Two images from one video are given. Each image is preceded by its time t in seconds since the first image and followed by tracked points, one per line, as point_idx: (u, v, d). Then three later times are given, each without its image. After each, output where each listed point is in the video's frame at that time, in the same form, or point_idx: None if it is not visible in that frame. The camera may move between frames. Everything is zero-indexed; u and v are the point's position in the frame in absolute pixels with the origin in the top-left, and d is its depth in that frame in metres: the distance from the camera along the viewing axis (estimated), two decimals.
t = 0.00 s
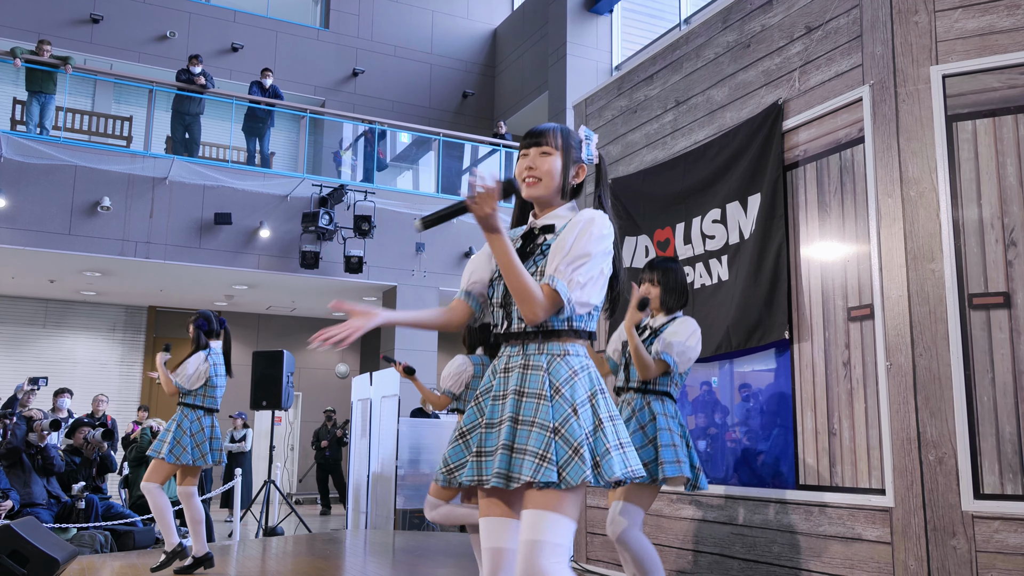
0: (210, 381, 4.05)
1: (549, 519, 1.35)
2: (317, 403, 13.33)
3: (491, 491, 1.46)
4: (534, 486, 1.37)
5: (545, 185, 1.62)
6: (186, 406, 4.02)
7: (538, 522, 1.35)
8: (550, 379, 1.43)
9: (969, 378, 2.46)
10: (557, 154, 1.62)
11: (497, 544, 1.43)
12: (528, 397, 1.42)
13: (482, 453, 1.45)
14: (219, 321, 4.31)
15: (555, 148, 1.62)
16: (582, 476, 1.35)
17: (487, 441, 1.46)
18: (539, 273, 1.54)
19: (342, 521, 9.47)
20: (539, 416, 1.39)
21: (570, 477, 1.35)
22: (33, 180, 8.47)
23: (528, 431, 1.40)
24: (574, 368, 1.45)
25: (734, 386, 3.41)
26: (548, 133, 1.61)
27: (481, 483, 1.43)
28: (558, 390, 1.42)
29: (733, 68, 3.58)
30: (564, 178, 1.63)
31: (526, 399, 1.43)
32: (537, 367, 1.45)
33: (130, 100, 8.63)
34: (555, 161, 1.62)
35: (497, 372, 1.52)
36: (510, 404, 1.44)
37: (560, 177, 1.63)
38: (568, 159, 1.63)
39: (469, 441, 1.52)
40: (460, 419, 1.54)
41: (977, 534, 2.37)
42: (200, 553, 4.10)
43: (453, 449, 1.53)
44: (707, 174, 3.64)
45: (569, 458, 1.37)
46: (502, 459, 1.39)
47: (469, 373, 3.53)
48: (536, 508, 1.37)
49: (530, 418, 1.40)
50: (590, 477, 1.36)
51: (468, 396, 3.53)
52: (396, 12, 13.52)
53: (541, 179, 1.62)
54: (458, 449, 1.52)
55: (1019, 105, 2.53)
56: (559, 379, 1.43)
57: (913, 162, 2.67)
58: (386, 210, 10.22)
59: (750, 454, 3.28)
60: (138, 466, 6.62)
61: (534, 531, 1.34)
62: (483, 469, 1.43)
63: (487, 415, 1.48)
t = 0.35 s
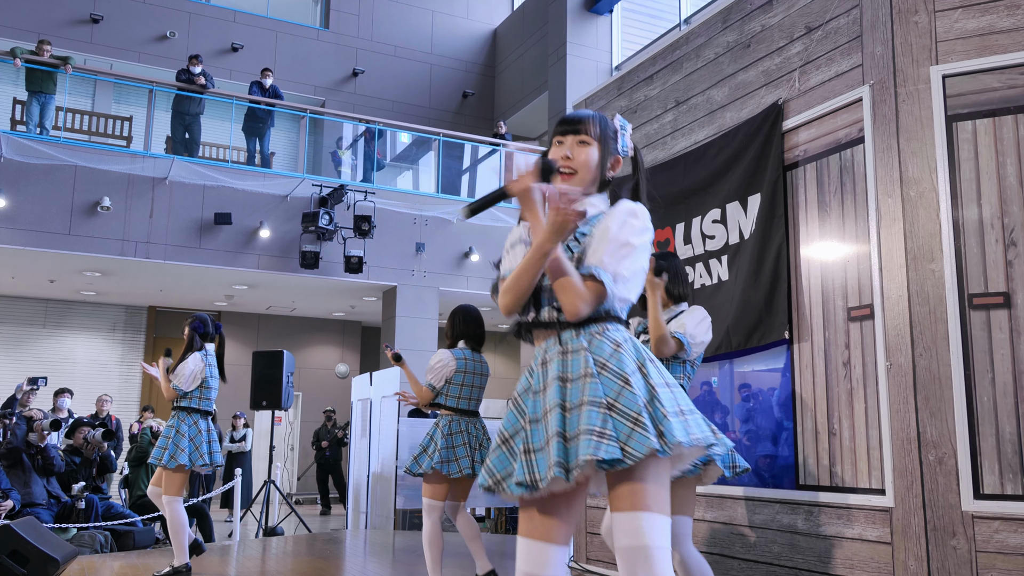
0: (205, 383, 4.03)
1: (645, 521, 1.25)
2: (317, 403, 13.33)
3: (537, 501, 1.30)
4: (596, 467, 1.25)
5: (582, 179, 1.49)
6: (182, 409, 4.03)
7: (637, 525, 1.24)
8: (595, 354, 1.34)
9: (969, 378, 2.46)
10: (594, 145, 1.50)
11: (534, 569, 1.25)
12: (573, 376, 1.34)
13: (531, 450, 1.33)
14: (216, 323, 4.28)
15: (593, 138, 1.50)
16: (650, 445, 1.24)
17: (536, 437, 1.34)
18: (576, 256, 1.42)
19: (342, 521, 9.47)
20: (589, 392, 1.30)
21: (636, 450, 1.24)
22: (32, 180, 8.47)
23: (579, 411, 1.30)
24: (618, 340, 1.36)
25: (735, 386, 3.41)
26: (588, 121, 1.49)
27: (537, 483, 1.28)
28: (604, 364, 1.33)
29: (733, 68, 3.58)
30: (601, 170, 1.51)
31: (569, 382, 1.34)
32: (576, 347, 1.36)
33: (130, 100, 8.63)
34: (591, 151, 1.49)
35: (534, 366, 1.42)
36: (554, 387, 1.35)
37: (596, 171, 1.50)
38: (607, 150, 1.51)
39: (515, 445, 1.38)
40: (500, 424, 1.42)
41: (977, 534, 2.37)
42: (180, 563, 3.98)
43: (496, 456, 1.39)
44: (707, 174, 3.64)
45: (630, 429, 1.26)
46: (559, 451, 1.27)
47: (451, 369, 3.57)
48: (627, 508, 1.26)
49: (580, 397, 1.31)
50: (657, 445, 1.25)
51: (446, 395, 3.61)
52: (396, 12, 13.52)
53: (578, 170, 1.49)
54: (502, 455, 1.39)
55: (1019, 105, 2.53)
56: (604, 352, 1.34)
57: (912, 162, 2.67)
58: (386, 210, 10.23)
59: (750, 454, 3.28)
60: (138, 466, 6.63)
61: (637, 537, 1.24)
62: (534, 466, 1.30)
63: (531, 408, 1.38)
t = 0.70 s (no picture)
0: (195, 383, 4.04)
1: (610, 540, 1.30)
2: (317, 403, 13.33)
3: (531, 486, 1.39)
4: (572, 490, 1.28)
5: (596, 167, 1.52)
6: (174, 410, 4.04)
7: (598, 545, 1.29)
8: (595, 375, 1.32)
9: (969, 378, 2.46)
10: (597, 132, 1.52)
11: (524, 543, 1.39)
12: (569, 394, 1.32)
13: (517, 449, 1.35)
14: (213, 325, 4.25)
15: (593, 126, 1.52)
16: (630, 487, 1.25)
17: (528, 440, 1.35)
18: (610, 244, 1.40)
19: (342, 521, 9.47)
20: (579, 416, 1.29)
21: (614, 487, 1.26)
22: (33, 180, 8.47)
23: (565, 431, 1.30)
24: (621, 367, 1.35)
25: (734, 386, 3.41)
26: (583, 111, 1.51)
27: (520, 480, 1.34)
28: (601, 390, 1.31)
29: (733, 68, 3.58)
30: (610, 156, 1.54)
31: (564, 394, 1.32)
32: (578, 362, 1.34)
33: (130, 100, 8.63)
34: (597, 140, 1.52)
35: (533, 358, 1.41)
36: (547, 401, 1.33)
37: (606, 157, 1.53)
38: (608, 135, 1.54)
39: (507, 433, 1.39)
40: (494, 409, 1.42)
41: (977, 534, 2.37)
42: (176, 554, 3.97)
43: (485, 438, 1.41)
44: (707, 174, 3.64)
45: (612, 465, 1.27)
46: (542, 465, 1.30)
47: (448, 386, 3.59)
48: (593, 528, 1.31)
49: (569, 417, 1.30)
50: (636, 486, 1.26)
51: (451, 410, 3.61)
52: (396, 12, 13.51)
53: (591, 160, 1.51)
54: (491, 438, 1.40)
55: (1019, 105, 2.53)
56: (604, 377, 1.32)
57: (912, 162, 2.67)
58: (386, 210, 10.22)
59: (749, 454, 3.29)
60: (137, 466, 6.62)
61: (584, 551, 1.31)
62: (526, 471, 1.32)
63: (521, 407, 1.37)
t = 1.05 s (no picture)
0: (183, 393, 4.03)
1: (642, 513, 1.26)
2: (317, 403, 13.33)
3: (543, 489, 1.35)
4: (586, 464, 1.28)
5: (586, 174, 1.53)
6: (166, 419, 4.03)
7: (631, 518, 1.26)
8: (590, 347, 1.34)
9: (969, 378, 2.46)
10: (596, 142, 1.51)
11: (534, 550, 1.33)
12: (567, 371, 1.34)
13: (526, 443, 1.35)
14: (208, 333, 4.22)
15: (593, 134, 1.51)
16: (630, 445, 1.24)
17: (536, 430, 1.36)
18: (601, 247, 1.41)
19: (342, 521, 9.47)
20: (579, 390, 1.31)
21: (619, 449, 1.25)
22: (33, 180, 8.47)
23: (570, 408, 1.31)
24: (610, 332, 1.35)
25: (734, 386, 3.40)
26: (589, 115, 1.49)
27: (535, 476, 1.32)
28: (595, 360, 1.32)
29: (733, 68, 3.58)
30: (601, 166, 1.54)
31: (562, 376, 1.34)
32: (570, 340, 1.36)
33: (130, 100, 8.63)
34: (593, 150, 1.51)
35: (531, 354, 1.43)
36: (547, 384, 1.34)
37: (598, 168, 1.53)
38: (608, 144, 1.52)
39: (511, 434, 1.40)
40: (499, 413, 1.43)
41: (977, 534, 2.37)
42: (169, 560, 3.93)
43: (495, 445, 1.40)
44: (706, 174, 3.64)
45: (614, 429, 1.26)
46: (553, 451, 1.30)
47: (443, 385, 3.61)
48: (624, 502, 1.28)
49: (571, 395, 1.32)
50: (641, 443, 1.25)
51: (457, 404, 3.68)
52: (396, 12, 13.51)
53: (581, 169, 1.52)
54: (501, 444, 1.40)
55: (1019, 105, 2.53)
56: (596, 345, 1.33)
57: (913, 162, 2.68)
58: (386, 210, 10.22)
59: (749, 454, 3.28)
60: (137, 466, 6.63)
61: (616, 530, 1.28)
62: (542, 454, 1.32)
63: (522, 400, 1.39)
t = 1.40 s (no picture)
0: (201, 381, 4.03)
1: (686, 529, 1.20)
2: (317, 403, 13.33)
3: (594, 495, 1.26)
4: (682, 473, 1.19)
5: (611, 143, 1.42)
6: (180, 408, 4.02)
7: (674, 533, 1.20)
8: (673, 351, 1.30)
9: (969, 378, 2.46)
10: (616, 105, 1.42)
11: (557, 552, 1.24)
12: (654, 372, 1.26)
13: (598, 445, 1.25)
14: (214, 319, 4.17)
15: (612, 98, 1.42)
16: (733, 457, 1.21)
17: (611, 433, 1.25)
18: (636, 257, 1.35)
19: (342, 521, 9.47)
20: (668, 393, 1.24)
21: (718, 459, 1.21)
22: (33, 180, 8.46)
23: (657, 412, 1.24)
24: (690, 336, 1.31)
25: (734, 386, 3.42)
26: (604, 80, 1.42)
27: (606, 481, 1.22)
28: (679, 361, 1.26)
29: (733, 68, 3.58)
30: (626, 132, 1.44)
31: (643, 376, 1.26)
32: (650, 339, 1.28)
33: (130, 100, 8.63)
34: (615, 114, 1.42)
35: (592, 351, 1.32)
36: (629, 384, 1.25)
37: (623, 134, 1.43)
38: (628, 108, 1.43)
39: (574, 435, 1.29)
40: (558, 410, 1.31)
41: (977, 534, 2.37)
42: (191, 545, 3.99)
43: (556, 445, 1.28)
44: (708, 173, 3.64)
45: (713, 437, 1.23)
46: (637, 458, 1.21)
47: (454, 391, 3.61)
48: (666, 514, 1.22)
49: (656, 397, 1.24)
50: (738, 456, 1.22)
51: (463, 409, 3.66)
52: (396, 12, 13.51)
53: (604, 137, 1.42)
54: (563, 445, 1.28)
55: (1019, 105, 2.54)
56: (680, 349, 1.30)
57: (913, 162, 2.67)
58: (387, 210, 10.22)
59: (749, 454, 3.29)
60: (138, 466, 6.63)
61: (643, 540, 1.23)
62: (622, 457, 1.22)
63: (591, 397, 1.28)
